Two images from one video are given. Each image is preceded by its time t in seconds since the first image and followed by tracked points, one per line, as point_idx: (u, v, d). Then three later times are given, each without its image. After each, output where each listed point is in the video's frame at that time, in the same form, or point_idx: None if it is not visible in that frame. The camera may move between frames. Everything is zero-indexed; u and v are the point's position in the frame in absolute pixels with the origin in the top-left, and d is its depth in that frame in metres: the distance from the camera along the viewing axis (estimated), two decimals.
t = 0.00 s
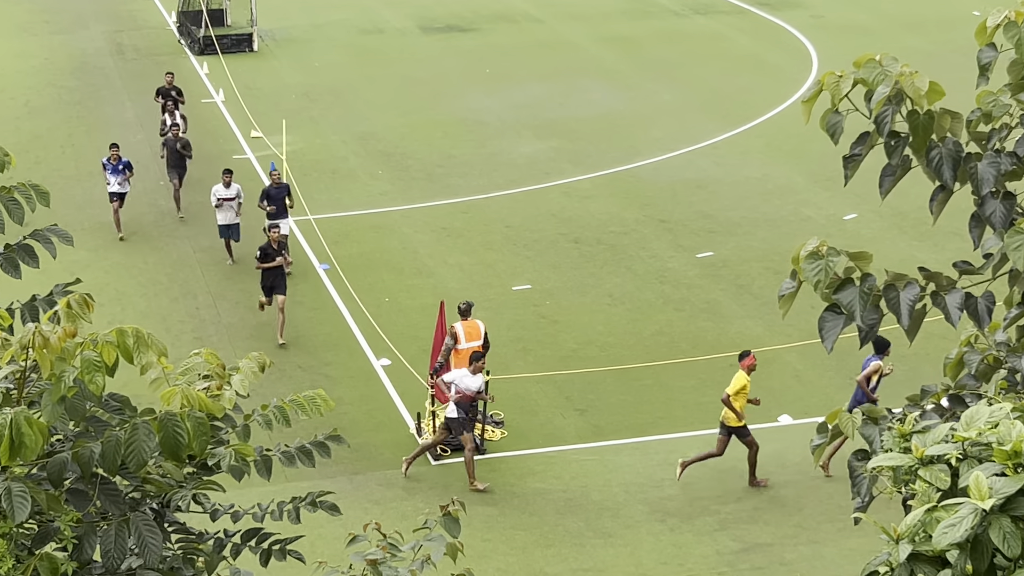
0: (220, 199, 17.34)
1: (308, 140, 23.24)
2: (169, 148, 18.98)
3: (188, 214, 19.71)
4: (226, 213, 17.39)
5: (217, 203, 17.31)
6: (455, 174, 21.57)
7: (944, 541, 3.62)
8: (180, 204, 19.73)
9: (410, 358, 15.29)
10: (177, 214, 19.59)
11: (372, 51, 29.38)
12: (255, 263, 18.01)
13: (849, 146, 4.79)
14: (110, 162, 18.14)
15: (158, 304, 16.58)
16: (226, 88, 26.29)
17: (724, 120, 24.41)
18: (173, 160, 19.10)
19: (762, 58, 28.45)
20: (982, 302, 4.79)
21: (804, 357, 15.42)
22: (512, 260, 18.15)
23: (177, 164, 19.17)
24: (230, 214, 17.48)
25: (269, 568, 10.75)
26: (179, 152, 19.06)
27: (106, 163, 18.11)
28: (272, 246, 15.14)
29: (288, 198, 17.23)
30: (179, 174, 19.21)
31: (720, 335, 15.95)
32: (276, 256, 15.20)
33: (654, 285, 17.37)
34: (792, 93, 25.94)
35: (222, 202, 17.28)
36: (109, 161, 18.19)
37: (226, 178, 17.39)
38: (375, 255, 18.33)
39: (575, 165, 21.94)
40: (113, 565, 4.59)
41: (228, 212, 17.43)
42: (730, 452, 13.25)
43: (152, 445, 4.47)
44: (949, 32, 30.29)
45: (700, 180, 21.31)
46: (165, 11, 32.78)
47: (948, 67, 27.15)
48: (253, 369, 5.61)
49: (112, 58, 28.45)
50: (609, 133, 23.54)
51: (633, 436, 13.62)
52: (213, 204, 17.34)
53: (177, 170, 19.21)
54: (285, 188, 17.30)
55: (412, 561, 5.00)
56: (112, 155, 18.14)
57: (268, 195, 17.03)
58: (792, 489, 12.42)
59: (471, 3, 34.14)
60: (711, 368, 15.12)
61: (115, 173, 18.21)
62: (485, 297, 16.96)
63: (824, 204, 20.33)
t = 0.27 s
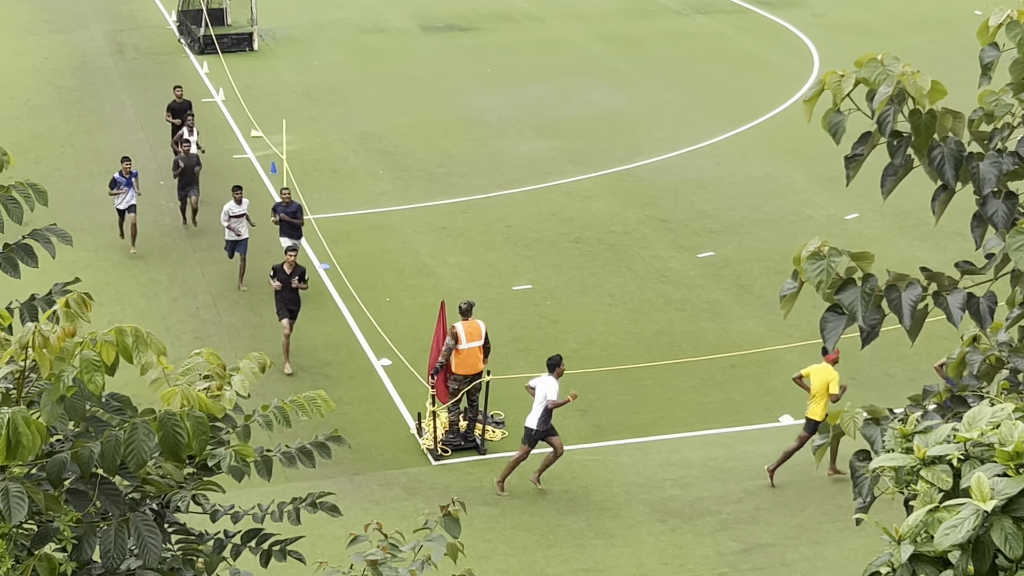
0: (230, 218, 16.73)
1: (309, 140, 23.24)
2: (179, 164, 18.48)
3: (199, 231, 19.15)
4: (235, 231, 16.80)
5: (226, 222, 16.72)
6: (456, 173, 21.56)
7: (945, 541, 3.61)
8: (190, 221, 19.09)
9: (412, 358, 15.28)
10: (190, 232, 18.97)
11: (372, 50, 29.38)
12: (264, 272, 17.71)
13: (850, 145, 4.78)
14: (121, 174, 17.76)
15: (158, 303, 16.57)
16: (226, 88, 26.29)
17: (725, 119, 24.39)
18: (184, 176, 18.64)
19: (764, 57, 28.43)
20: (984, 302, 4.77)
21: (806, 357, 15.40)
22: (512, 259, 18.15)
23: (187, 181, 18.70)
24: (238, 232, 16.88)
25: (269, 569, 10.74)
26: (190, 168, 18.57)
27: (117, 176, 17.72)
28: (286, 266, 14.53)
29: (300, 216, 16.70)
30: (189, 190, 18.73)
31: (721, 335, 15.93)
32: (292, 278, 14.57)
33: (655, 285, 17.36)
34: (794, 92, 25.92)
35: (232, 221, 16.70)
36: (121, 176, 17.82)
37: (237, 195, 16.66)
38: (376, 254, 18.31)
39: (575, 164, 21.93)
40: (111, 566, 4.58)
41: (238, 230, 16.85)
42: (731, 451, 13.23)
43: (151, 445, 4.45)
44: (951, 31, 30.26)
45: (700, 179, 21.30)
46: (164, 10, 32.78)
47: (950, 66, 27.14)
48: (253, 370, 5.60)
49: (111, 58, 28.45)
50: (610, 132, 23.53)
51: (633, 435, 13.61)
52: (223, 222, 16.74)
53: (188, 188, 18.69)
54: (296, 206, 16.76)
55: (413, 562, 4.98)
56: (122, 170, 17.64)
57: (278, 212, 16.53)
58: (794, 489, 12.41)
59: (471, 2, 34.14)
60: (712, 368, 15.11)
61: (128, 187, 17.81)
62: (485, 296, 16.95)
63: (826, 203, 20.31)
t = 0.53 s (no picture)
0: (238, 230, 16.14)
1: (310, 140, 23.24)
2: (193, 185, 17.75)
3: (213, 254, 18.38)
4: (244, 243, 16.22)
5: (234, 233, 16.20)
6: (457, 173, 21.56)
7: (947, 542, 3.61)
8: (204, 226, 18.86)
9: (412, 358, 15.28)
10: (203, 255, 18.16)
11: (374, 50, 29.38)
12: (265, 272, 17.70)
13: (852, 145, 4.78)
14: (131, 195, 17.02)
15: (159, 304, 16.57)
16: (228, 88, 26.29)
17: (726, 119, 24.39)
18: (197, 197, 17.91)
19: (765, 57, 28.42)
20: (985, 304, 4.77)
21: (807, 357, 15.39)
22: (513, 259, 18.14)
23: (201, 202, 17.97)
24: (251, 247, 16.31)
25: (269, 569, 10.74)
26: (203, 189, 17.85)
27: (126, 196, 16.99)
28: (306, 292, 13.96)
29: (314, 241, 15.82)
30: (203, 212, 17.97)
31: (722, 335, 15.93)
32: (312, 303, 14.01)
33: (656, 285, 17.35)
34: (795, 93, 25.91)
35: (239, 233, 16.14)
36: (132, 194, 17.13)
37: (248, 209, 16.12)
38: (377, 255, 18.31)
39: (577, 165, 21.92)
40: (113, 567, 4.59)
41: (248, 244, 16.24)
42: (732, 452, 13.22)
43: (153, 446, 4.45)
44: (952, 31, 30.25)
45: (702, 179, 21.30)
46: (165, 10, 32.79)
47: (951, 66, 27.13)
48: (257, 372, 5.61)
49: (112, 58, 28.46)
50: (611, 132, 23.52)
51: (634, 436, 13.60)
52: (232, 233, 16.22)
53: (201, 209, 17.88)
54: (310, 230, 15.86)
55: (414, 563, 4.98)
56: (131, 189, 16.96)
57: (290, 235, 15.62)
58: (796, 489, 12.40)
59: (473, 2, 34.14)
60: (714, 369, 15.10)
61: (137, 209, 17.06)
62: (486, 297, 16.94)
63: (827, 204, 20.30)
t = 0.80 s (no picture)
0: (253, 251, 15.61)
1: (311, 140, 23.25)
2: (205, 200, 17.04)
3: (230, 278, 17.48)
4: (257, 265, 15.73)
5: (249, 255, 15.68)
6: (458, 174, 21.57)
7: (949, 543, 3.61)
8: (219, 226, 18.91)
9: (414, 359, 15.28)
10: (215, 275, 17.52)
11: (375, 50, 29.39)
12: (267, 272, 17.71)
13: (853, 146, 4.78)
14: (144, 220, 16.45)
15: (161, 304, 16.58)
16: (229, 89, 26.30)
17: (728, 119, 24.39)
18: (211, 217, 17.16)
19: (766, 57, 28.43)
20: (987, 305, 4.77)
21: (809, 358, 15.39)
22: (515, 260, 18.14)
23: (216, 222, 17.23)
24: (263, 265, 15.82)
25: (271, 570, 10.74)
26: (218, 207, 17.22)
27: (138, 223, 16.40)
28: (335, 319, 13.72)
29: (328, 274, 15.07)
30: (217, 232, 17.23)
31: (723, 335, 15.93)
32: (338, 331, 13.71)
33: (658, 285, 17.35)
34: (796, 93, 25.90)
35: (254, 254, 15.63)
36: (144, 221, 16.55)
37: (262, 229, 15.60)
38: (378, 255, 18.31)
39: (578, 165, 21.93)
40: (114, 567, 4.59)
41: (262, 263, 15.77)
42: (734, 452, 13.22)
43: (155, 446, 4.46)
44: (954, 31, 30.25)
45: (703, 180, 21.30)
46: (167, 11, 32.82)
47: (952, 67, 27.14)
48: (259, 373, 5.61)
49: (114, 58, 28.48)
50: (612, 133, 23.53)
51: (635, 436, 13.60)
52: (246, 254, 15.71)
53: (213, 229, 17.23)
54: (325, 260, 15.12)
55: (416, 564, 4.98)
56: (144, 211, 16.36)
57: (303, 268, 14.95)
58: (797, 490, 12.40)
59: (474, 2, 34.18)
60: (715, 369, 15.10)
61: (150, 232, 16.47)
62: (487, 298, 16.94)
63: (829, 204, 20.30)
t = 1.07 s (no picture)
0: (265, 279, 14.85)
1: (313, 142, 23.26)
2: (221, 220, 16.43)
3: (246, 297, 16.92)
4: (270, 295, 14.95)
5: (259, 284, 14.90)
6: (459, 175, 21.58)
7: (949, 545, 3.61)
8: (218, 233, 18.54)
9: (415, 360, 15.28)
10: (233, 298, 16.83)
11: (376, 52, 29.40)
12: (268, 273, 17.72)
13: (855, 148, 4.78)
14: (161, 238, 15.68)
15: (162, 306, 16.57)
16: (231, 90, 26.31)
17: (729, 121, 24.40)
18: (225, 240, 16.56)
19: (767, 58, 28.44)
20: (989, 306, 4.77)
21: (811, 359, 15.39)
22: (517, 261, 18.14)
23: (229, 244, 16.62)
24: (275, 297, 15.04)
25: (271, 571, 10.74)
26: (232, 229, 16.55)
27: (155, 241, 15.65)
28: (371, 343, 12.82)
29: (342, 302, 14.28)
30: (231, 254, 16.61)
31: (725, 337, 15.93)
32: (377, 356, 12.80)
33: (659, 287, 17.35)
34: (798, 95, 25.91)
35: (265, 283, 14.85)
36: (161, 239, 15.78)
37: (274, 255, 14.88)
38: (379, 256, 18.32)
39: (580, 166, 21.93)
40: (115, 569, 4.58)
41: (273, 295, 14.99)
42: (735, 453, 13.22)
43: (154, 447, 4.45)
44: (955, 33, 30.26)
45: (704, 181, 21.30)
46: (168, 12, 32.84)
47: (954, 68, 27.13)
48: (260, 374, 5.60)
49: (115, 59, 28.49)
50: (613, 134, 23.53)
51: (637, 438, 13.60)
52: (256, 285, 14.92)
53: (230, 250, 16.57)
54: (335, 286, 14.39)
55: (417, 565, 4.98)
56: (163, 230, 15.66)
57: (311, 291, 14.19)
58: (798, 491, 12.40)
59: (475, 4, 34.20)
60: (717, 370, 15.10)
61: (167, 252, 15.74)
62: (488, 299, 16.93)
63: (830, 206, 20.30)
